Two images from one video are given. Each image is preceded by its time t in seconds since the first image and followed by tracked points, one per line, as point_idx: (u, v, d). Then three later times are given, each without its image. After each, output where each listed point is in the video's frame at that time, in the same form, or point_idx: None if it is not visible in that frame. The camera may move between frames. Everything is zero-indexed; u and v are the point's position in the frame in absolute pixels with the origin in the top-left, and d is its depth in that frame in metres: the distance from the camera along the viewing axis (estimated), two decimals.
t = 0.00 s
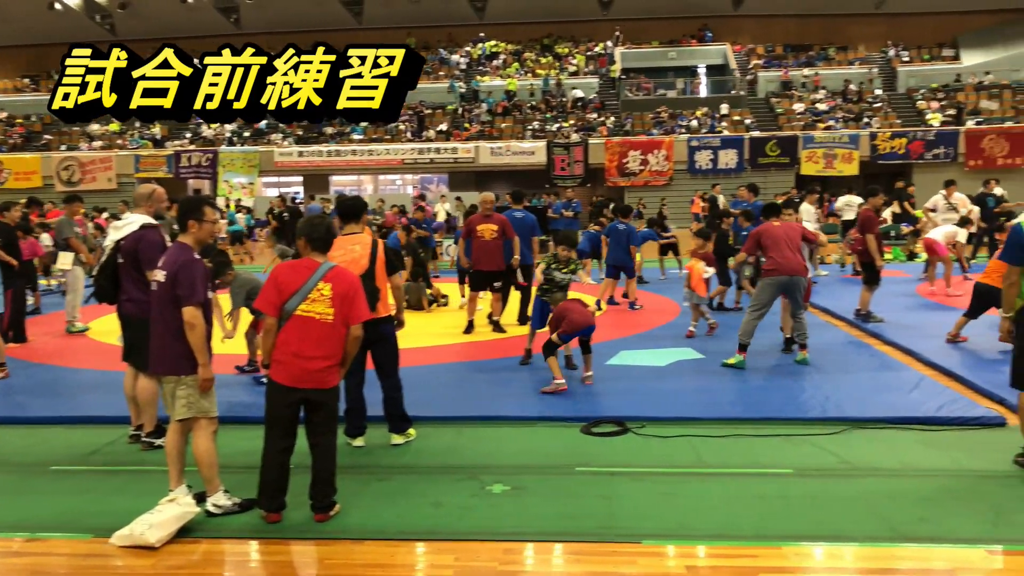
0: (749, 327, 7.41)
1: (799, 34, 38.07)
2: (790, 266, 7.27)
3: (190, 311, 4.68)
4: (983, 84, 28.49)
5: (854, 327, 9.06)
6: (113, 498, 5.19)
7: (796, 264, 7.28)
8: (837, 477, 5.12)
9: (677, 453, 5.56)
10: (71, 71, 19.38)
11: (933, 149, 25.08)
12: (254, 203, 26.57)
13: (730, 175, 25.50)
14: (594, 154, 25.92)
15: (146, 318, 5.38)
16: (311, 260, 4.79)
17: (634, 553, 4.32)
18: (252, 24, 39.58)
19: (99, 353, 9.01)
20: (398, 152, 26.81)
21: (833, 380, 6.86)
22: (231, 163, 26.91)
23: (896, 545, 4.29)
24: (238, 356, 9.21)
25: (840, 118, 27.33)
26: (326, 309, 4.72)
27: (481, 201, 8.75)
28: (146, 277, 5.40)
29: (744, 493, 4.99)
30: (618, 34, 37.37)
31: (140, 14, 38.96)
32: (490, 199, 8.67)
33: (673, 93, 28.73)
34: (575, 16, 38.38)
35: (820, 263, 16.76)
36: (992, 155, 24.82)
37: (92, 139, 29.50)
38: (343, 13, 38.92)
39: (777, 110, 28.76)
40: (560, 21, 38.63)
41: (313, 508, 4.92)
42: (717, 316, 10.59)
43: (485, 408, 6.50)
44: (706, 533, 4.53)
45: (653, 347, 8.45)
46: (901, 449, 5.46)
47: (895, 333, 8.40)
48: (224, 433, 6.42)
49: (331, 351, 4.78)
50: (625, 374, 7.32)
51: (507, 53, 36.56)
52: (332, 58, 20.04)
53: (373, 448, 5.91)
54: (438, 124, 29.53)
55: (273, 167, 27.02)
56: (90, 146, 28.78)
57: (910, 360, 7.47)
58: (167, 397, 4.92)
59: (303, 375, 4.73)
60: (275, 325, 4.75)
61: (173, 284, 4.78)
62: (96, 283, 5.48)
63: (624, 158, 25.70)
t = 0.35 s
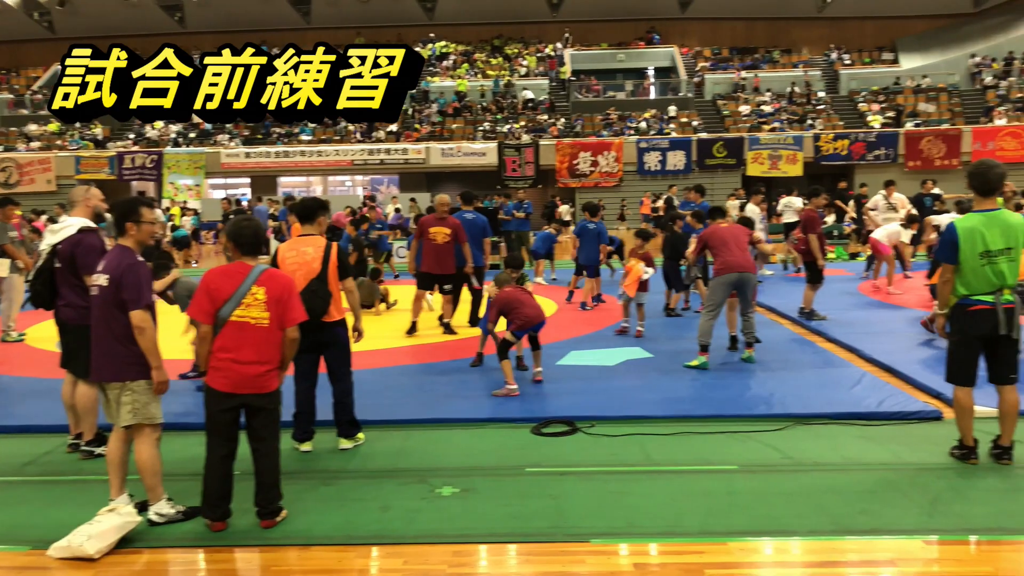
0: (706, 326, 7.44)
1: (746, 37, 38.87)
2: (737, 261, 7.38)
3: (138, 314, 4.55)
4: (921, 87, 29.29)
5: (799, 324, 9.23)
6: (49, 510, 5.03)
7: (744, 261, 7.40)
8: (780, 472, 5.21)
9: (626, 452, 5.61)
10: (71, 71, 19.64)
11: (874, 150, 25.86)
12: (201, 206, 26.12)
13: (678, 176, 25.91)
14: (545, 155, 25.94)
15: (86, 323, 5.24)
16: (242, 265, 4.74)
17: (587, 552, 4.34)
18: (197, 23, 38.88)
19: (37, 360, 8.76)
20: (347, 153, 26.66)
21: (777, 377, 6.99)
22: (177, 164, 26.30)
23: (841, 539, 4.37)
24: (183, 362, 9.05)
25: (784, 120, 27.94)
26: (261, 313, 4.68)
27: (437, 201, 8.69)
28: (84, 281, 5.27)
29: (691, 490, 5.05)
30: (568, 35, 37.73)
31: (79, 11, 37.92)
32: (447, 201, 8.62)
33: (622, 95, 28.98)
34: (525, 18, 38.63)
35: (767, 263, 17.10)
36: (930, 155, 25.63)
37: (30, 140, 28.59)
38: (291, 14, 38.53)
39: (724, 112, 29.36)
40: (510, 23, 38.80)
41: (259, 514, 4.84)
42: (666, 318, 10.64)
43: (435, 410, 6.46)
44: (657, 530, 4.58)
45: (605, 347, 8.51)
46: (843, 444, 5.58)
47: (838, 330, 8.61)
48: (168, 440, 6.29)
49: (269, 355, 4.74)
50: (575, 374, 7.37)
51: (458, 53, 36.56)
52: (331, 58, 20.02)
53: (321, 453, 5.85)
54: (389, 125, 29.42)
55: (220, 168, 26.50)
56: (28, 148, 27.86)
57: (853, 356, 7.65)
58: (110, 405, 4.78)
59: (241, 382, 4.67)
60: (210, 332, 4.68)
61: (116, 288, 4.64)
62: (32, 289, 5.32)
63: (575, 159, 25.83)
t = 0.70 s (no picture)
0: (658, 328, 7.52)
1: (697, 40, 39.51)
2: (688, 263, 7.48)
3: (77, 318, 4.44)
4: (867, 91, 29.89)
5: (749, 324, 9.38)
6: None
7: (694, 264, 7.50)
8: (730, 470, 5.28)
9: (578, 453, 5.63)
10: (69, 69, 19.05)
11: (822, 153, 26.46)
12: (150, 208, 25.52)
13: (632, 178, 26.15)
14: (501, 157, 26.07)
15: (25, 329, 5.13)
16: (180, 268, 4.66)
17: (543, 554, 4.34)
18: (145, 21, 38.02)
19: None
20: (299, 154, 26.25)
21: (727, 377, 7.08)
22: (124, 166, 25.64)
23: (792, 536, 4.44)
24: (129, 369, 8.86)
25: (735, 123, 28.29)
26: (201, 317, 4.61)
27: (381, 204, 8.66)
28: (24, 286, 5.15)
29: (644, 491, 5.08)
30: (521, 37, 37.90)
31: (20, 8, 36.71)
32: (388, 204, 8.60)
33: (576, 98, 29.27)
34: (479, 20, 38.72)
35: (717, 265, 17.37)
36: (876, 158, 26.20)
37: None
38: (242, 13, 38.00)
39: (676, 115, 29.53)
40: (463, 25, 38.86)
41: (207, 522, 4.75)
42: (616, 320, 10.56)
43: (387, 414, 6.41)
44: (612, 530, 4.59)
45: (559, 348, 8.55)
46: (789, 441, 5.68)
47: (786, 329, 8.77)
48: (112, 449, 6.13)
49: (210, 359, 4.68)
50: (530, 376, 7.39)
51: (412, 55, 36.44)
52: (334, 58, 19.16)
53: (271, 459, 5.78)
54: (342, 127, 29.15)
55: (169, 170, 26.01)
56: None
57: (801, 355, 7.79)
58: (49, 413, 4.65)
59: (183, 387, 4.60)
60: (150, 338, 4.59)
61: (54, 292, 4.53)
62: None
63: (529, 161, 25.93)
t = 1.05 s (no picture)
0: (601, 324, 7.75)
1: (647, 46, 40.24)
2: (638, 263, 7.61)
3: (5, 327, 4.34)
4: (812, 95, 30.52)
5: (698, 325, 9.52)
6: None
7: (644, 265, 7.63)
8: (679, 470, 5.34)
9: (530, 456, 5.63)
10: (70, 69, 18.38)
11: (769, 157, 27.11)
12: (93, 210, 24.87)
13: (583, 181, 26.47)
14: (452, 158, 25.99)
15: None
16: (128, 271, 4.54)
17: (497, 557, 4.31)
18: (88, 19, 37.04)
19: None
20: (249, 156, 25.80)
21: (677, 377, 7.16)
22: (66, 167, 24.97)
23: (743, 533, 4.49)
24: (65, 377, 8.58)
25: (685, 127, 28.75)
26: (148, 320, 4.50)
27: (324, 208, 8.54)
28: None
29: (596, 492, 5.10)
30: (474, 40, 38.00)
31: None
32: (334, 208, 8.46)
33: (529, 101, 28.74)
34: (431, 22, 38.85)
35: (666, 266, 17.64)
36: (822, 162, 26.89)
37: None
38: (190, 13, 37.35)
39: (628, 118, 29.75)
40: (415, 27, 38.84)
41: (149, 531, 4.61)
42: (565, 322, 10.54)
43: (336, 418, 6.34)
44: (565, 532, 4.59)
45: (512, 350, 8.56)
46: (736, 440, 5.76)
47: (734, 330, 8.92)
48: (50, 459, 5.95)
49: (157, 364, 4.55)
50: (482, 378, 7.38)
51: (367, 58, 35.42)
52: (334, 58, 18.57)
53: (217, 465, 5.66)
54: (292, 128, 28.75)
55: (114, 171, 25.53)
56: None
57: (748, 355, 7.92)
58: None
59: (128, 393, 4.48)
60: (94, 343, 4.47)
61: None
62: None
63: (482, 163, 26.00)
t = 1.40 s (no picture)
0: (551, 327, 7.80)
1: (609, 48, 40.70)
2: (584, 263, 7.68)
3: None
4: (770, 98, 31.19)
5: (659, 325, 9.61)
6: None
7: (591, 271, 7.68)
8: (640, 469, 5.38)
9: (492, 457, 5.64)
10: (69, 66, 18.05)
11: (729, 158, 27.50)
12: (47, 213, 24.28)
13: (547, 182, 26.61)
14: (417, 161, 26.11)
15: None
16: (89, 275, 4.45)
17: (464, 559, 4.30)
18: (40, 18, 35.97)
19: None
20: (208, 157, 25.47)
21: (638, 377, 7.23)
22: (19, 168, 24.29)
23: (706, 530, 4.54)
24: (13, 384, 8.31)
25: (646, 129, 29.12)
26: (110, 326, 4.41)
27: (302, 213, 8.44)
28: None
29: (559, 492, 5.12)
30: (436, 42, 37.92)
31: None
32: (313, 213, 8.38)
33: (491, 102, 29.11)
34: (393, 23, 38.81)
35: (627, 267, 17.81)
36: (780, 163, 27.29)
37: None
38: (147, 12, 36.58)
39: (590, 120, 29.91)
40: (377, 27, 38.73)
41: (104, 539, 4.50)
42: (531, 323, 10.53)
43: (298, 423, 6.28)
44: (530, 533, 4.59)
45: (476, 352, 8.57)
46: (695, 439, 5.83)
47: (694, 329, 9.04)
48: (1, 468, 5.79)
49: (118, 369, 4.46)
50: (445, 380, 7.37)
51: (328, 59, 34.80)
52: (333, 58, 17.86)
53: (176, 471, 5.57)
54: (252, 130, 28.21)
55: (69, 172, 25.06)
56: None
57: (709, 354, 8.03)
58: None
59: (86, 399, 4.37)
60: (51, 348, 4.36)
61: None
62: None
63: (446, 165, 25.83)
